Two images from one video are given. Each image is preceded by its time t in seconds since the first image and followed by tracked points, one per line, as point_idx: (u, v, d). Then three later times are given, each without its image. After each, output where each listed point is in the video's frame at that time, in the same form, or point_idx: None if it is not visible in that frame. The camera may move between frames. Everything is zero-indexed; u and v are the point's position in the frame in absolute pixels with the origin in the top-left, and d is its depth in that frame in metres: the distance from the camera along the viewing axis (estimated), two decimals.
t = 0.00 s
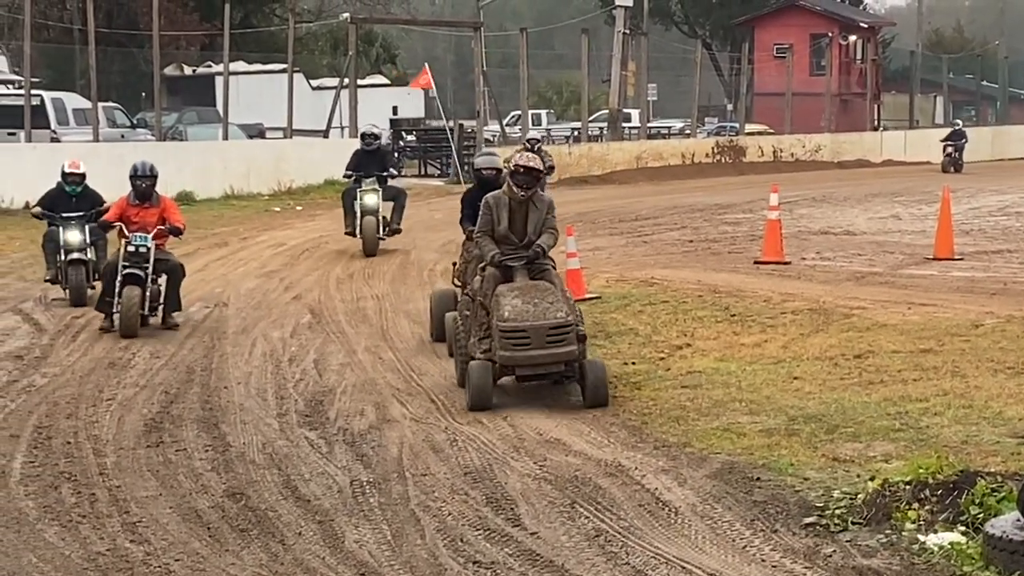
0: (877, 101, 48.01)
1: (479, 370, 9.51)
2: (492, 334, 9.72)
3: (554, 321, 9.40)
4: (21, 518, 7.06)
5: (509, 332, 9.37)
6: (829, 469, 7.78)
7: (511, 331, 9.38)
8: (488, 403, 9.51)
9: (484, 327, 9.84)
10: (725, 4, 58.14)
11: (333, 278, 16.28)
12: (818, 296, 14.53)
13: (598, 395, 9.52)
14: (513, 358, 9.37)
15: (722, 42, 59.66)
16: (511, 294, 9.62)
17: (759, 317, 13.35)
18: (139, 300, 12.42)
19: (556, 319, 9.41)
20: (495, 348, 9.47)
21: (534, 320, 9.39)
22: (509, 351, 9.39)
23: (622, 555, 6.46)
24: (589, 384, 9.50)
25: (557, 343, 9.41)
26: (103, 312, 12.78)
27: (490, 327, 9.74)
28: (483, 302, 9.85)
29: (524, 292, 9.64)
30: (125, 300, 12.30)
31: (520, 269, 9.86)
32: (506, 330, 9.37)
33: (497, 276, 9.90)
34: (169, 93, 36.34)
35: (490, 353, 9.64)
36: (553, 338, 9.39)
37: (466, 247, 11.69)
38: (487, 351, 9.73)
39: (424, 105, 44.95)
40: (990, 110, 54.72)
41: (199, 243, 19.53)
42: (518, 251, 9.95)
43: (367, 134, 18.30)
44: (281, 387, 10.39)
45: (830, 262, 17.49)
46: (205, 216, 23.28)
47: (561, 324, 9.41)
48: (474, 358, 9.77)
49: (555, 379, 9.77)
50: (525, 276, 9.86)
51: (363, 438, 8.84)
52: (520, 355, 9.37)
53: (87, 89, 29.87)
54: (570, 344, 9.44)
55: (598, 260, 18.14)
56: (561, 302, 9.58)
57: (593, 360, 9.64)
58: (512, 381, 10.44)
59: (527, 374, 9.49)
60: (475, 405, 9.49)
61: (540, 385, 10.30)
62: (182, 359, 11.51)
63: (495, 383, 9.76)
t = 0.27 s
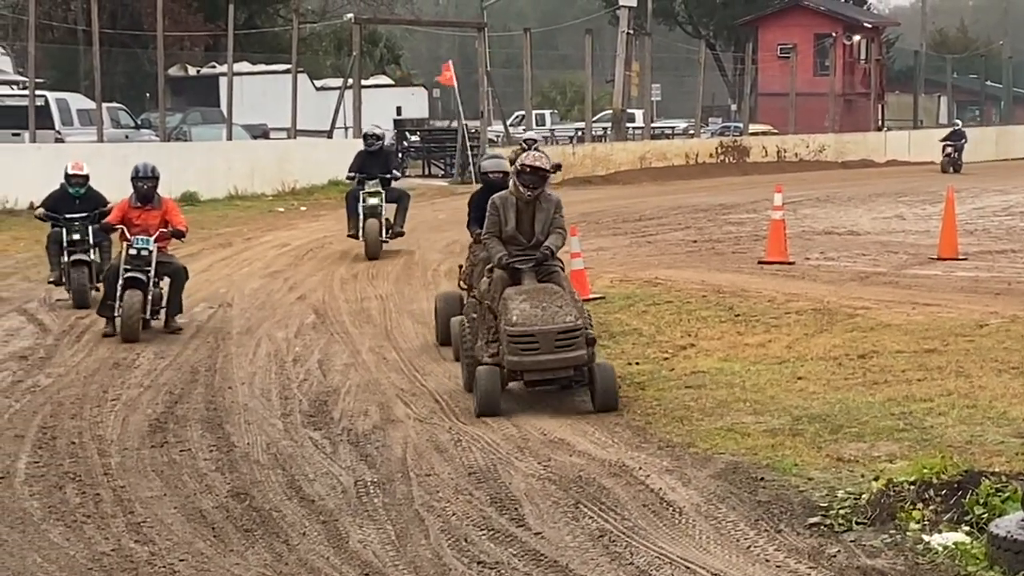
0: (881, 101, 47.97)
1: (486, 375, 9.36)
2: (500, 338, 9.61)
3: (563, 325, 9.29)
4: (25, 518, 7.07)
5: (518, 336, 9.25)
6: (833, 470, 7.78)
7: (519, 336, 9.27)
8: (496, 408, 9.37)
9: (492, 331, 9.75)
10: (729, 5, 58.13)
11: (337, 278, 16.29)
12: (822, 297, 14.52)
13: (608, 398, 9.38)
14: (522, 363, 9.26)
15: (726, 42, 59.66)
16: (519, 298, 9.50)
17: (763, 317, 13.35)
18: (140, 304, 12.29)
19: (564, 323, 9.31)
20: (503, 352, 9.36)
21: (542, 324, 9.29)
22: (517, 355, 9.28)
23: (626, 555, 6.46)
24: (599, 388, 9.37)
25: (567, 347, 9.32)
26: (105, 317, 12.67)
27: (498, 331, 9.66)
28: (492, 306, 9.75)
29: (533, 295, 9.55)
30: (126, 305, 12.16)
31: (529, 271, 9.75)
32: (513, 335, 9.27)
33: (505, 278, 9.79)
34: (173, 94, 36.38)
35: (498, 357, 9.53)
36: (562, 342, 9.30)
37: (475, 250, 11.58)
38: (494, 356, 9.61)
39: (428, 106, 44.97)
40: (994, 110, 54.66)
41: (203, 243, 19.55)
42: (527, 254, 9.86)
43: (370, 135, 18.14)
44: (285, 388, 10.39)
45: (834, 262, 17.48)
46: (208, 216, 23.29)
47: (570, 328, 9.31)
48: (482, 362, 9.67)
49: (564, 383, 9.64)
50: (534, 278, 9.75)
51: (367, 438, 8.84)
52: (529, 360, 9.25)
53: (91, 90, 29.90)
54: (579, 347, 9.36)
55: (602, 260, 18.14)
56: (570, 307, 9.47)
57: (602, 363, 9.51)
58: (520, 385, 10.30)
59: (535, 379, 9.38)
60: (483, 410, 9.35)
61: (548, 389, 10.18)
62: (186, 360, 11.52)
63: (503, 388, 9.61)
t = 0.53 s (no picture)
0: (886, 102, 47.92)
1: (496, 379, 9.18)
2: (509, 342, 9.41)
3: (574, 329, 9.05)
4: (29, 519, 7.07)
5: (526, 340, 8.99)
6: (838, 471, 7.77)
7: (528, 340, 9.00)
8: (505, 414, 9.20)
9: (500, 335, 9.56)
10: (733, 6, 58.10)
11: (341, 279, 16.29)
12: (826, 297, 14.50)
13: (618, 404, 9.21)
14: (531, 368, 9.00)
15: (730, 43, 59.65)
16: (528, 301, 9.28)
17: (768, 317, 13.32)
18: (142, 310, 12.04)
19: (575, 328, 9.06)
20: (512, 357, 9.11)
21: (551, 328, 9.03)
22: (526, 360, 9.02)
23: (631, 556, 6.45)
24: (609, 396, 9.21)
25: (577, 351, 9.06)
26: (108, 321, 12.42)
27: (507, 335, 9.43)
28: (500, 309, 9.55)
29: (542, 299, 9.31)
30: (129, 308, 11.93)
31: (538, 274, 9.65)
32: (522, 339, 9.00)
33: (514, 282, 9.61)
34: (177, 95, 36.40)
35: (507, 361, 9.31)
36: (572, 346, 9.03)
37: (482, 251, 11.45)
38: (503, 361, 9.45)
39: (431, 107, 44.96)
40: (998, 111, 54.61)
41: (207, 244, 19.56)
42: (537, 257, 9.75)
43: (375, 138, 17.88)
44: (290, 389, 10.39)
45: (839, 263, 17.44)
46: (212, 217, 23.30)
47: (581, 332, 9.06)
48: (490, 367, 9.49)
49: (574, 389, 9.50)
50: (543, 281, 9.63)
51: (372, 439, 8.83)
52: (537, 365, 9.00)
53: (95, 91, 29.93)
54: (589, 352, 9.10)
55: (606, 260, 18.12)
56: (580, 311, 9.23)
57: (613, 369, 9.33)
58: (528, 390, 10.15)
59: (543, 385, 9.13)
60: (492, 415, 9.17)
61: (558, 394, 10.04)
62: (191, 360, 11.52)
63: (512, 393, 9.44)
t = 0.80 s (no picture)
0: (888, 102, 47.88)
1: (503, 383, 9.08)
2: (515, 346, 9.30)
3: (583, 332, 8.94)
4: (32, 521, 7.07)
5: (535, 343, 8.89)
6: (841, 471, 7.77)
7: (537, 342, 8.90)
8: (512, 419, 9.10)
9: (507, 339, 9.42)
10: (735, 6, 58.04)
11: (344, 279, 16.29)
12: (829, 298, 14.48)
13: (626, 408, 9.13)
14: (539, 371, 8.89)
15: (733, 43, 59.65)
16: (536, 304, 9.18)
17: (770, 317, 13.32)
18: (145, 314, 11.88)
19: (584, 331, 8.95)
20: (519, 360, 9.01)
21: (560, 330, 8.94)
22: (534, 363, 8.91)
23: (634, 557, 6.46)
24: (619, 402, 9.12)
25: (585, 355, 8.95)
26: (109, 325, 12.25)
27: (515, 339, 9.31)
28: (508, 312, 9.42)
29: (551, 302, 9.21)
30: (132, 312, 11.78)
31: (548, 279, 9.50)
32: (531, 341, 8.90)
33: (523, 286, 9.49)
34: (180, 96, 36.41)
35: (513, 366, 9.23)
36: (581, 349, 8.92)
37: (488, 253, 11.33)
38: (510, 365, 9.34)
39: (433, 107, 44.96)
40: (1001, 111, 54.56)
41: (210, 245, 19.57)
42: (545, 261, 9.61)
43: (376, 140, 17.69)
44: (293, 389, 10.39)
45: (842, 263, 17.44)
46: (215, 218, 23.31)
47: (590, 335, 8.94)
48: (496, 371, 9.37)
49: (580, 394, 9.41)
50: (552, 286, 9.50)
51: (375, 440, 8.83)
52: (546, 368, 8.89)
53: (98, 92, 29.94)
54: (599, 355, 8.98)
55: (609, 261, 18.11)
56: (589, 313, 9.13)
57: (622, 375, 9.23)
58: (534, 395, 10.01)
59: (551, 388, 9.03)
60: (499, 421, 9.05)
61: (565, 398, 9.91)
62: (193, 361, 11.52)
63: (518, 398, 9.33)
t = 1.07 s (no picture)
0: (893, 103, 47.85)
1: (511, 387, 8.98)
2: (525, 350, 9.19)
3: (594, 334, 8.88)
4: (38, 521, 7.08)
5: (545, 344, 8.83)
6: (846, 472, 7.77)
7: (547, 344, 8.84)
8: (521, 424, 8.97)
9: (516, 343, 9.32)
10: (740, 7, 57.99)
11: (349, 280, 16.32)
12: (833, 299, 14.47)
13: (637, 414, 9.00)
14: (549, 373, 8.81)
15: (737, 44, 59.61)
16: (547, 307, 9.10)
17: (775, 318, 13.32)
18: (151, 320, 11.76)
19: (595, 333, 8.89)
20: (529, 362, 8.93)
21: (571, 332, 8.87)
22: (544, 364, 8.84)
23: (639, 558, 6.46)
24: (629, 406, 9.00)
25: (596, 358, 8.90)
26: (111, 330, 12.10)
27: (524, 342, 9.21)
28: (518, 316, 9.32)
29: (562, 305, 9.14)
30: (139, 317, 11.65)
31: (558, 285, 9.35)
32: (542, 342, 8.84)
33: (533, 291, 9.40)
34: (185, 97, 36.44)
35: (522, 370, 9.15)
36: (591, 353, 8.87)
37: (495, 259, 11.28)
38: (519, 368, 9.22)
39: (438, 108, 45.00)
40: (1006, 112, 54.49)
41: (216, 246, 19.60)
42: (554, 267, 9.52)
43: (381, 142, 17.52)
44: (298, 390, 10.41)
45: (847, 264, 17.43)
46: (220, 219, 23.36)
47: (600, 338, 8.90)
48: (505, 376, 9.26)
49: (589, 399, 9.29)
50: (562, 292, 9.35)
51: (380, 441, 8.84)
52: (556, 370, 8.82)
53: (103, 93, 29.97)
54: (609, 359, 8.94)
55: (613, 262, 18.12)
56: (600, 317, 9.06)
57: (632, 378, 9.14)
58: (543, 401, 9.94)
59: (560, 391, 8.95)
60: (507, 426, 8.93)
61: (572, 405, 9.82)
62: (199, 362, 11.55)
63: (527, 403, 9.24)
